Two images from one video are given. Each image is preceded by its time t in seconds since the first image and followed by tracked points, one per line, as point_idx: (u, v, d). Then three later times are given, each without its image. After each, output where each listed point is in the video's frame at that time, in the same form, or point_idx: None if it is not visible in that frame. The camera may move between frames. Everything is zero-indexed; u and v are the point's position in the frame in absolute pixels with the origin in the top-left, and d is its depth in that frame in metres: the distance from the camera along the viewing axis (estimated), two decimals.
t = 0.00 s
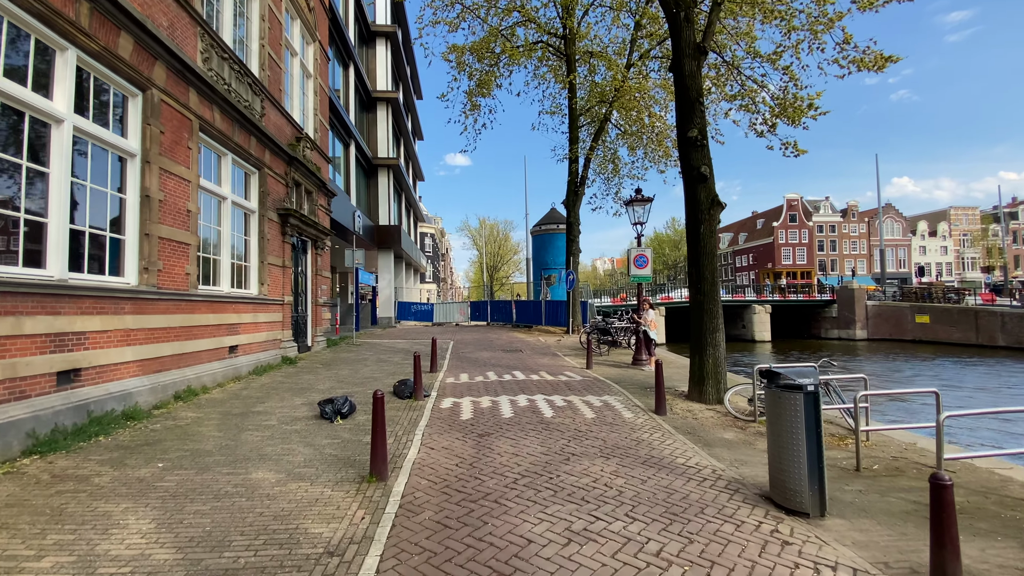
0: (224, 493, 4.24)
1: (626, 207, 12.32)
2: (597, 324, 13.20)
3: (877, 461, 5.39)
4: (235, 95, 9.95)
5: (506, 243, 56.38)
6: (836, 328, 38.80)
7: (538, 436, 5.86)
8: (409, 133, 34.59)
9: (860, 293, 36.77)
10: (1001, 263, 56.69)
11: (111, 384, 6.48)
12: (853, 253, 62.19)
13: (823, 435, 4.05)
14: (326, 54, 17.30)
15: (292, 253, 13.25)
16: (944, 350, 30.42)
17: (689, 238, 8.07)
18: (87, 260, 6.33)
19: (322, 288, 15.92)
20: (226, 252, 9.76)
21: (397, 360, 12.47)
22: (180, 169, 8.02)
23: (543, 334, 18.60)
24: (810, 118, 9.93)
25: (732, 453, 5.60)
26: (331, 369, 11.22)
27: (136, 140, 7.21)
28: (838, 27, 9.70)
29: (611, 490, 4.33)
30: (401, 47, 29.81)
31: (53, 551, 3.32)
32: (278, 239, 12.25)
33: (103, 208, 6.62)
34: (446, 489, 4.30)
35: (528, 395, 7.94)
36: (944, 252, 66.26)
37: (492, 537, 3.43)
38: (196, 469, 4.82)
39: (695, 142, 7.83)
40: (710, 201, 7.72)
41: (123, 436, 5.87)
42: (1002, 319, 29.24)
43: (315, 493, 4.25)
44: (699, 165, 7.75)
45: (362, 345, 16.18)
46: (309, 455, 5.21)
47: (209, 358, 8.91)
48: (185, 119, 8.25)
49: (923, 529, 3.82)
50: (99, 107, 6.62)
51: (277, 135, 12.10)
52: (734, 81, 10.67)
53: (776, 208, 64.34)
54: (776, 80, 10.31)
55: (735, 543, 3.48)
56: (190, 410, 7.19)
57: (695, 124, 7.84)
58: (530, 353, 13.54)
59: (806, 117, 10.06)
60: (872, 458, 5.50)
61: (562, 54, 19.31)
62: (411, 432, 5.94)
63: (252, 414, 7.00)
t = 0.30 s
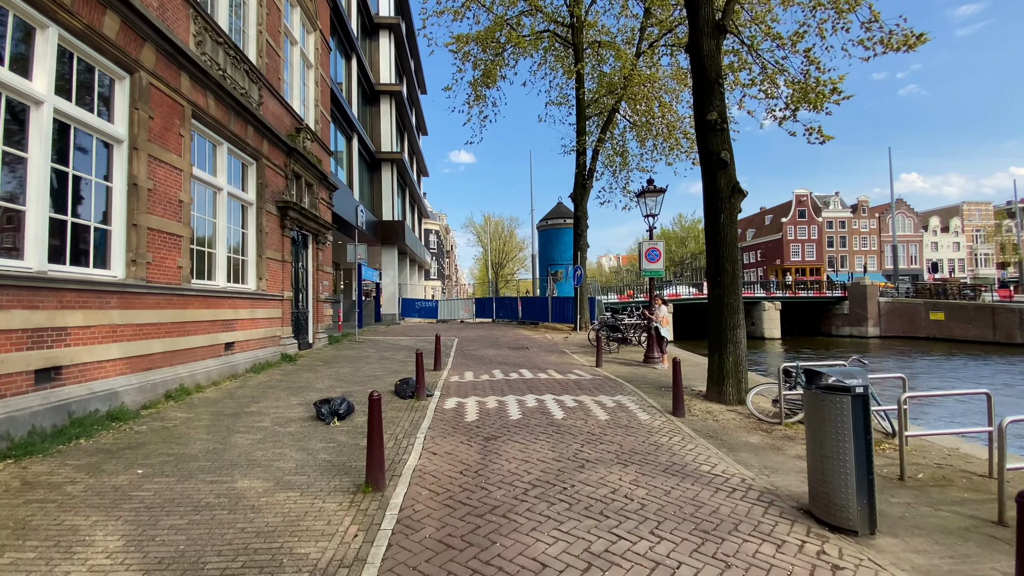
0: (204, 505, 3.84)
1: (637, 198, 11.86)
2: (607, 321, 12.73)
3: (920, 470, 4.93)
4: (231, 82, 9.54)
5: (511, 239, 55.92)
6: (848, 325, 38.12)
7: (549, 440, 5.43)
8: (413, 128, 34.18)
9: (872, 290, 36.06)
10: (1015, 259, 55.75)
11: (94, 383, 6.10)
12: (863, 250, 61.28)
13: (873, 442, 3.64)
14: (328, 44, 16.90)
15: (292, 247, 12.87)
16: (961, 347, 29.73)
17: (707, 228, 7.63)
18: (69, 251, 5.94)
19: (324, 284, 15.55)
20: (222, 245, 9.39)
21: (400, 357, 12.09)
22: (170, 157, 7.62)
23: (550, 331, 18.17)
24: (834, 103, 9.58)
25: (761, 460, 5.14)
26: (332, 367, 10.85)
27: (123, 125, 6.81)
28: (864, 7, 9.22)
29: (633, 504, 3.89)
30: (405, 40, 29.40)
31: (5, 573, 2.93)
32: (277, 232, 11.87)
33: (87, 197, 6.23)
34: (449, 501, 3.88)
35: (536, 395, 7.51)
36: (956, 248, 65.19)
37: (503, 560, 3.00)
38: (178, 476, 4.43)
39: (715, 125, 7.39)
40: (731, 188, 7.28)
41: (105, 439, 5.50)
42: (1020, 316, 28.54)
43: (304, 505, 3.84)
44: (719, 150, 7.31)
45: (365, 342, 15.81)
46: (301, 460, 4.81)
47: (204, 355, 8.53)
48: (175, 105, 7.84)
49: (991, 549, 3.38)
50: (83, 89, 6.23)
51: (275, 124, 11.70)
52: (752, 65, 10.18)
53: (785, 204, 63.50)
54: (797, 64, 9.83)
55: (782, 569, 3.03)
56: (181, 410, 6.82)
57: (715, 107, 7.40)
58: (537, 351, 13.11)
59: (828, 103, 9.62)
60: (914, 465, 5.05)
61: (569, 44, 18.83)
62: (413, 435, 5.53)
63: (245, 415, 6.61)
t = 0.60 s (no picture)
0: (182, 534, 3.45)
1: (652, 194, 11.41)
2: (619, 322, 12.25)
3: (978, 491, 4.45)
4: (230, 75, 9.14)
5: (518, 239, 55.49)
6: (863, 325, 37.30)
7: (564, 454, 5.00)
8: (420, 126, 33.83)
9: (888, 289, 35.23)
10: None
11: (80, 390, 5.76)
12: (877, 248, 60.17)
13: (940, 467, 3.26)
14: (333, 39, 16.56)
15: (295, 246, 12.54)
16: (982, 348, 28.90)
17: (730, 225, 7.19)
18: (53, 251, 5.60)
19: (329, 284, 15.23)
20: (220, 244, 9.05)
21: (406, 360, 11.69)
22: (165, 153, 7.27)
23: (560, 332, 17.71)
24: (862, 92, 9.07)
25: (797, 479, 4.69)
26: (335, 370, 10.48)
27: (112, 118, 6.43)
28: None
29: (662, 534, 3.45)
30: (411, 36, 29.03)
31: None
32: (279, 231, 11.52)
33: (76, 194, 5.91)
34: (455, 529, 3.46)
35: (547, 402, 7.08)
36: (973, 246, 63.91)
37: None
38: (159, 497, 4.05)
39: (739, 115, 6.93)
40: (757, 182, 6.83)
41: (88, 452, 5.14)
42: None
43: (293, 533, 3.44)
44: (742, 141, 6.87)
45: (370, 343, 15.46)
46: (295, 478, 4.42)
47: (201, 359, 8.18)
48: (171, 98, 7.46)
49: None
50: (72, 80, 5.87)
51: (277, 120, 11.34)
52: (774, 53, 9.67)
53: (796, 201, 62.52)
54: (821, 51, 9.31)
55: None
56: (174, 418, 6.47)
57: (739, 95, 6.94)
58: (547, 353, 12.67)
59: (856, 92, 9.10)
60: (969, 486, 4.57)
61: (578, 37, 18.33)
62: (416, 448, 5.12)
63: (240, 423, 6.23)
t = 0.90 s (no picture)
0: (156, 561, 3.05)
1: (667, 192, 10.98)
2: (633, 326, 11.78)
3: None
4: (230, 69, 8.87)
5: (526, 242, 55.13)
6: (879, 329, 36.42)
7: (584, 470, 4.56)
8: (427, 129, 33.63)
9: (905, 292, 34.37)
10: None
11: (66, 396, 5.42)
12: (891, 251, 59.07)
13: None
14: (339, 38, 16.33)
15: (299, 248, 12.22)
16: (1005, 353, 28.00)
17: (756, 221, 6.78)
18: (36, 248, 5.28)
19: (334, 286, 14.91)
20: (220, 244, 8.72)
21: (412, 364, 11.29)
22: (158, 146, 6.97)
23: (570, 336, 17.20)
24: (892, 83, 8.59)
25: (843, 498, 4.21)
26: (340, 375, 10.10)
27: (102, 109, 6.20)
28: None
29: (701, 566, 3.01)
30: (419, 38, 28.87)
31: None
32: (283, 232, 11.19)
33: (60, 187, 5.58)
34: (463, 557, 3.05)
35: (561, 410, 6.64)
36: (989, 249, 62.59)
37: None
38: (137, 516, 3.67)
39: (765, 104, 6.52)
40: (785, 175, 6.40)
41: (71, 463, 4.78)
42: None
43: (280, 561, 3.04)
44: (766, 132, 6.49)
45: (376, 347, 15.09)
46: (287, 495, 4.02)
47: (198, 363, 7.83)
48: (164, 90, 7.18)
49: None
50: (53, 66, 5.55)
51: (281, 118, 11.06)
52: (798, 43, 9.21)
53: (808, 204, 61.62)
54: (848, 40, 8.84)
55: None
56: (167, 425, 6.11)
57: (766, 83, 6.52)
58: (558, 358, 12.22)
59: (885, 84, 8.61)
60: None
61: (589, 34, 17.93)
62: (421, 461, 4.71)
63: (236, 432, 5.85)
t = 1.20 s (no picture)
0: None
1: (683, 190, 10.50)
2: (648, 330, 11.29)
3: None
4: (230, 65, 8.53)
5: (535, 244, 54.69)
6: (897, 333, 35.47)
7: (604, 493, 4.12)
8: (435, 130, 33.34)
9: (924, 294, 33.44)
10: None
11: (47, 409, 5.07)
12: (907, 252, 57.83)
13: None
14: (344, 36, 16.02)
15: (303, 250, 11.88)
16: None
17: (785, 219, 6.32)
18: (17, 250, 4.95)
19: (340, 289, 14.59)
20: (219, 246, 8.39)
21: (418, 370, 10.90)
22: (152, 144, 6.63)
23: (581, 340, 16.71)
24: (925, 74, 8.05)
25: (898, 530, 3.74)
26: (343, 382, 9.73)
27: (93, 105, 5.82)
28: None
29: None
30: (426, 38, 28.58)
31: None
32: (285, 233, 10.85)
33: (44, 185, 5.25)
34: None
35: (576, 422, 6.19)
36: (1009, 249, 61.08)
37: None
38: (107, 549, 3.29)
39: (797, 94, 6.03)
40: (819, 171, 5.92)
41: (47, 483, 4.42)
42: None
43: None
44: (797, 122, 6.02)
45: (382, 352, 14.72)
46: (275, 524, 3.62)
47: (195, 370, 7.49)
48: (159, 85, 6.83)
49: None
50: (40, 55, 5.21)
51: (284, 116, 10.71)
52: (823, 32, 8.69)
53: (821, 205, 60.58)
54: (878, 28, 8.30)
55: None
56: (157, 438, 5.76)
57: (797, 71, 6.03)
58: (569, 363, 11.74)
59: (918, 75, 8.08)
60: None
61: (599, 31, 17.48)
62: (424, 483, 4.30)
63: (229, 446, 5.48)
